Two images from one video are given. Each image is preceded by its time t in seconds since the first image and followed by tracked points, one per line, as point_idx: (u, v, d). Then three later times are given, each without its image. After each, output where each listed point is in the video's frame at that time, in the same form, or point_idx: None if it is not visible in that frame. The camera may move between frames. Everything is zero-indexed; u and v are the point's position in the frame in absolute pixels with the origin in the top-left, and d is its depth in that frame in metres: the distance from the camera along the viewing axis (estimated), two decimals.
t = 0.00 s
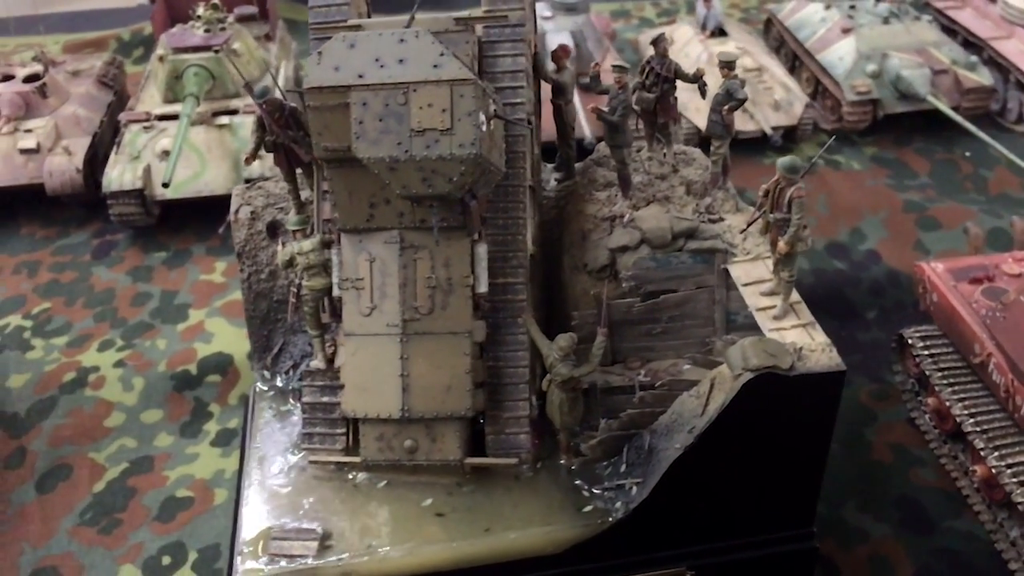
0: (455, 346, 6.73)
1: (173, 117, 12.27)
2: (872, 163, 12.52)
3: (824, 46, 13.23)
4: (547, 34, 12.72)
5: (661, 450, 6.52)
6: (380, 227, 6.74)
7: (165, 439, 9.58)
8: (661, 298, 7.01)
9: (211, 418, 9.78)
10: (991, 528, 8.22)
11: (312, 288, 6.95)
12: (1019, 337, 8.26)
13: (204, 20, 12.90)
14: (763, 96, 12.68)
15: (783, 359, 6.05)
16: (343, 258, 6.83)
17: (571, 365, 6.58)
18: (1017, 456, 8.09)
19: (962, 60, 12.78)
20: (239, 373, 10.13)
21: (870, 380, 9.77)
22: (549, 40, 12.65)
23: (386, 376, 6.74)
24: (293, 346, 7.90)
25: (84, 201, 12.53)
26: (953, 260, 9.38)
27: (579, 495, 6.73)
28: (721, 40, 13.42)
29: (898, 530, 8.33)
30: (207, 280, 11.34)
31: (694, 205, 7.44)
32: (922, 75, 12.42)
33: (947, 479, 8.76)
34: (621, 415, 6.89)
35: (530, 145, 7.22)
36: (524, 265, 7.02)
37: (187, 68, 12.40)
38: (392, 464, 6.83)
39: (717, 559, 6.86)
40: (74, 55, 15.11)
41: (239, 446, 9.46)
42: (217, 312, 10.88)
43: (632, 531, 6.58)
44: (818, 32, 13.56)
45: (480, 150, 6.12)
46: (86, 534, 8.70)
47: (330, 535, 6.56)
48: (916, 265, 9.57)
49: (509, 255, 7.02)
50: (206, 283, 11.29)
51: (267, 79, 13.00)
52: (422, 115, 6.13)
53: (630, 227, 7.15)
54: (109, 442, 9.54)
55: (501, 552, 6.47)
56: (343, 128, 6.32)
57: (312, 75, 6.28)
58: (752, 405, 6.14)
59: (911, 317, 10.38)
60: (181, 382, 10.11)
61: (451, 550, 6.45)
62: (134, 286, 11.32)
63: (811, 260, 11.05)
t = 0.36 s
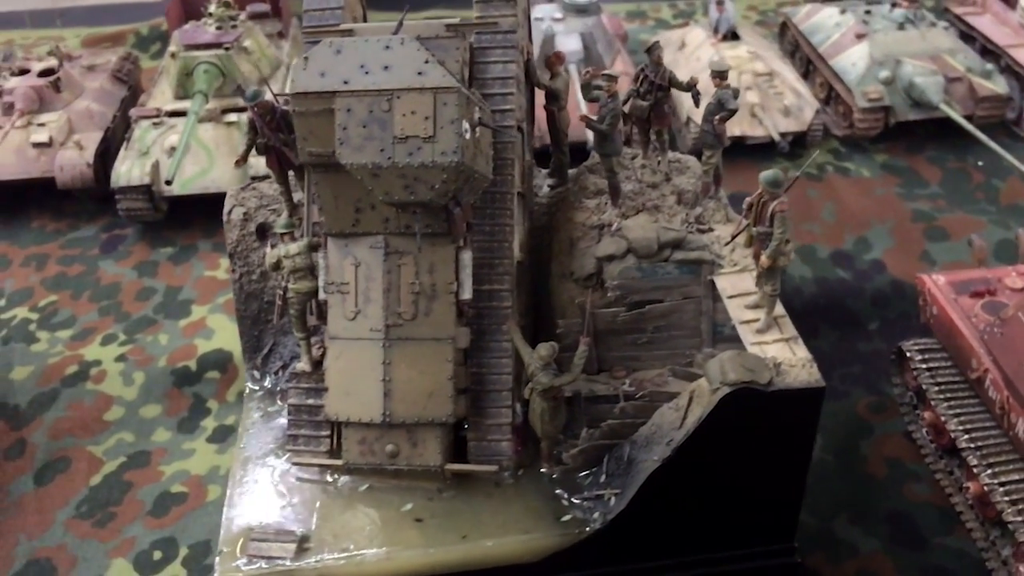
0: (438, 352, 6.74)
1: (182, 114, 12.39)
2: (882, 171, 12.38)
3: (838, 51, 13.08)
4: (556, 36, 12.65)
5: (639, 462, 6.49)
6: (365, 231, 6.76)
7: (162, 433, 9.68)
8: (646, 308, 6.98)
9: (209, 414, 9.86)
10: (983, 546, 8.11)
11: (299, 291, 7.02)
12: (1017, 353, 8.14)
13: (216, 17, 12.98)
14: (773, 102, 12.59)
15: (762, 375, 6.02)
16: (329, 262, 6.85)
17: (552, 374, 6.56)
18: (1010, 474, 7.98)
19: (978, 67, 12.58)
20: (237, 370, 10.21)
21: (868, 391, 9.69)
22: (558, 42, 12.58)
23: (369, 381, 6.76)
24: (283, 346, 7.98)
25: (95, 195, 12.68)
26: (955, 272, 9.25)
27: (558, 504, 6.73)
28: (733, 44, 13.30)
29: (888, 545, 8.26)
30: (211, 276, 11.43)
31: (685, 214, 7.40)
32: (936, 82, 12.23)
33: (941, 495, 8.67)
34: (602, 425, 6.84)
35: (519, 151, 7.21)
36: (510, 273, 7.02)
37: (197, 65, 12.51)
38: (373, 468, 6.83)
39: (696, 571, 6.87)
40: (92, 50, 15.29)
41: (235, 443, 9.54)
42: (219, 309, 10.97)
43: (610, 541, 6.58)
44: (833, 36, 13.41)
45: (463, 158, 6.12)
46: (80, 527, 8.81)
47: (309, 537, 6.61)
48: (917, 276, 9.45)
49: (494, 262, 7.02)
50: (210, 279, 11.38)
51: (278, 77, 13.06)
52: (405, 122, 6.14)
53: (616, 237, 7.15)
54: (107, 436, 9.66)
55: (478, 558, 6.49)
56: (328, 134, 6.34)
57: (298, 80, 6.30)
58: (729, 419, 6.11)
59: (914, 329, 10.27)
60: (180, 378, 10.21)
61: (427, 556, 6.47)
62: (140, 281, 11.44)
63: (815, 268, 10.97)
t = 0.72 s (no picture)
0: (422, 359, 6.77)
1: (193, 112, 12.50)
2: (893, 180, 12.25)
3: (852, 58, 12.95)
4: (566, 39, 12.65)
5: (619, 474, 6.48)
6: (352, 237, 6.79)
7: (162, 429, 9.79)
8: (633, 318, 6.93)
9: (208, 411, 9.96)
10: (975, 566, 7.99)
11: (287, 295, 7.09)
12: (1012, 369, 8.03)
13: (229, 15, 13.05)
14: (783, 108, 12.49)
15: (740, 391, 5.99)
16: (317, 266, 6.89)
17: (534, 384, 6.55)
18: (1003, 493, 7.88)
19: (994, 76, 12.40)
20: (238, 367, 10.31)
21: (867, 404, 9.60)
22: (568, 46, 12.56)
23: (353, 386, 6.80)
24: (275, 348, 8.01)
25: (106, 190, 12.83)
26: (957, 286, 9.13)
27: (539, 514, 6.75)
28: (745, 49, 13.21)
29: (878, 561, 8.20)
30: (217, 273, 11.54)
31: (675, 225, 7.41)
32: (949, 91, 12.05)
33: (936, 511, 8.57)
34: (580, 436, 6.80)
35: (509, 159, 7.22)
36: (496, 281, 7.02)
37: (209, 64, 12.61)
38: (356, 472, 6.88)
39: None
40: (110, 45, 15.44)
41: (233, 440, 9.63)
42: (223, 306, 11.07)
43: (588, 552, 6.59)
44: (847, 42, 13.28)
45: (446, 168, 6.14)
46: (77, 521, 8.93)
47: (290, 540, 6.68)
48: (919, 289, 9.35)
49: (481, 270, 7.03)
50: (216, 277, 11.49)
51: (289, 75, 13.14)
52: (390, 131, 6.16)
53: (604, 248, 7.16)
54: (107, 430, 9.78)
55: (457, 565, 6.52)
56: (314, 140, 6.37)
57: (285, 87, 6.33)
58: (707, 434, 6.10)
59: (917, 342, 10.16)
60: (182, 374, 10.32)
61: (404, 562, 6.52)
62: (147, 277, 11.57)
63: (818, 277, 10.89)
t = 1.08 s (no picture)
0: (414, 365, 6.81)
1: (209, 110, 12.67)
2: (906, 189, 12.14)
3: (868, 65, 12.85)
4: (579, 43, 12.62)
5: (606, 484, 6.47)
6: (347, 243, 6.85)
7: (168, 424, 9.93)
8: (626, 329, 6.96)
9: (214, 407, 10.08)
10: None
11: (283, 298, 7.19)
12: (1013, 387, 7.98)
13: (246, 15, 13.16)
14: (797, 115, 12.42)
15: (725, 406, 6.01)
16: (313, 271, 6.96)
17: (523, 393, 6.56)
18: (1001, 512, 7.79)
19: (1011, 86, 12.25)
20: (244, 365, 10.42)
21: (869, 417, 9.54)
22: (581, 50, 12.52)
23: (345, 390, 6.87)
24: (274, 349, 8.13)
25: (123, 186, 13.01)
26: (962, 300, 9.06)
27: (526, 522, 6.79)
28: (760, 55, 13.14)
29: None
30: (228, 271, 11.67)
31: (671, 236, 7.46)
32: (965, 101, 11.90)
33: (936, 528, 8.47)
34: (569, 445, 6.84)
35: (507, 166, 7.26)
36: (490, 289, 7.07)
37: (225, 63, 12.73)
38: (347, 475, 6.96)
39: None
40: (131, 42, 15.63)
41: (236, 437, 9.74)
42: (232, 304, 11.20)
43: (574, 561, 6.62)
44: (864, 49, 13.18)
45: (437, 177, 6.18)
46: (81, 513, 9.07)
47: (279, 541, 6.76)
48: (924, 303, 9.28)
49: (475, 277, 7.08)
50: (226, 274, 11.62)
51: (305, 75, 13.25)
52: (383, 139, 6.21)
53: (598, 257, 7.22)
54: (115, 424, 9.93)
55: (443, 570, 6.58)
56: (310, 147, 6.44)
57: (282, 94, 6.40)
58: (692, 447, 6.10)
59: (923, 354, 10.08)
60: (189, 370, 10.46)
61: (392, 565, 6.57)
62: (159, 273, 11.72)
63: (825, 287, 10.83)
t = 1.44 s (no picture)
0: (413, 365, 6.85)
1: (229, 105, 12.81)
2: (925, 197, 11.99)
3: (891, 71, 12.71)
4: (598, 44, 12.58)
5: (600, 489, 6.46)
6: (350, 243, 6.90)
7: (179, 416, 10.05)
8: (627, 334, 6.90)
9: (224, 400, 10.19)
10: None
11: (287, 296, 7.27)
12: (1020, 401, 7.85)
13: (268, 12, 13.28)
14: (816, 120, 12.32)
15: (719, 415, 5.98)
16: (317, 269, 7.01)
17: (520, 396, 6.55)
18: (1005, 527, 7.68)
19: None
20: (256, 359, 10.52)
21: (878, 427, 9.45)
22: (600, 51, 12.48)
23: (344, 388, 6.92)
24: (279, 345, 8.21)
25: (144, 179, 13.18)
26: (974, 312, 8.95)
27: (521, 525, 6.81)
28: (781, 58, 13.05)
29: None
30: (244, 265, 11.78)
31: (675, 242, 7.50)
32: (988, 109, 11.73)
33: (941, 542, 8.36)
34: (567, 449, 6.81)
35: (511, 169, 7.30)
36: (492, 291, 7.09)
37: (246, 59, 12.86)
38: (345, 473, 7.01)
39: None
40: (158, 36, 15.81)
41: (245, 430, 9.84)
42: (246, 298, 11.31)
43: (567, 565, 6.62)
44: (887, 54, 13.05)
45: (437, 180, 6.21)
46: (91, 502, 9.21)
47: (276, 536, 6.83)
48: (936, 313, 9.17)
49: (477, 279, 7.10)
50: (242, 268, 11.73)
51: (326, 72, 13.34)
52: (384, 141, 6.25)
53: (601, 261, 7.24)
54: (128, 415, 10.07)
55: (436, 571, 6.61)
56: (313, 147, 6.48)
57: (287, 94, 6.46)
58: (685, 456, 6.07)
59: (936, 365, 9.98)
60: (202, 363, 10.58)
61: (385, 564, 6.62)
62: (176, 266, 11.86)
63: (839, 295, 10.74)
